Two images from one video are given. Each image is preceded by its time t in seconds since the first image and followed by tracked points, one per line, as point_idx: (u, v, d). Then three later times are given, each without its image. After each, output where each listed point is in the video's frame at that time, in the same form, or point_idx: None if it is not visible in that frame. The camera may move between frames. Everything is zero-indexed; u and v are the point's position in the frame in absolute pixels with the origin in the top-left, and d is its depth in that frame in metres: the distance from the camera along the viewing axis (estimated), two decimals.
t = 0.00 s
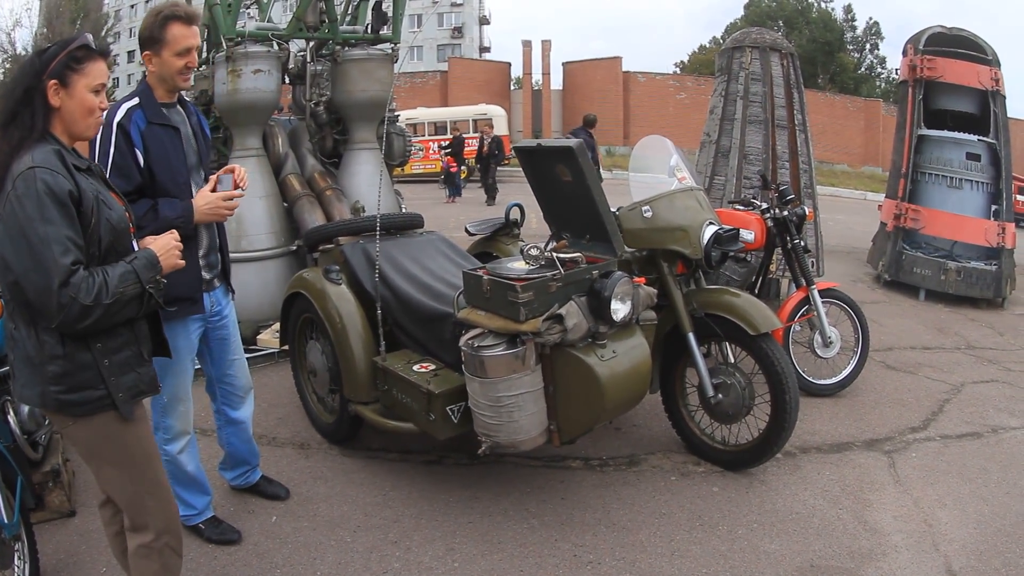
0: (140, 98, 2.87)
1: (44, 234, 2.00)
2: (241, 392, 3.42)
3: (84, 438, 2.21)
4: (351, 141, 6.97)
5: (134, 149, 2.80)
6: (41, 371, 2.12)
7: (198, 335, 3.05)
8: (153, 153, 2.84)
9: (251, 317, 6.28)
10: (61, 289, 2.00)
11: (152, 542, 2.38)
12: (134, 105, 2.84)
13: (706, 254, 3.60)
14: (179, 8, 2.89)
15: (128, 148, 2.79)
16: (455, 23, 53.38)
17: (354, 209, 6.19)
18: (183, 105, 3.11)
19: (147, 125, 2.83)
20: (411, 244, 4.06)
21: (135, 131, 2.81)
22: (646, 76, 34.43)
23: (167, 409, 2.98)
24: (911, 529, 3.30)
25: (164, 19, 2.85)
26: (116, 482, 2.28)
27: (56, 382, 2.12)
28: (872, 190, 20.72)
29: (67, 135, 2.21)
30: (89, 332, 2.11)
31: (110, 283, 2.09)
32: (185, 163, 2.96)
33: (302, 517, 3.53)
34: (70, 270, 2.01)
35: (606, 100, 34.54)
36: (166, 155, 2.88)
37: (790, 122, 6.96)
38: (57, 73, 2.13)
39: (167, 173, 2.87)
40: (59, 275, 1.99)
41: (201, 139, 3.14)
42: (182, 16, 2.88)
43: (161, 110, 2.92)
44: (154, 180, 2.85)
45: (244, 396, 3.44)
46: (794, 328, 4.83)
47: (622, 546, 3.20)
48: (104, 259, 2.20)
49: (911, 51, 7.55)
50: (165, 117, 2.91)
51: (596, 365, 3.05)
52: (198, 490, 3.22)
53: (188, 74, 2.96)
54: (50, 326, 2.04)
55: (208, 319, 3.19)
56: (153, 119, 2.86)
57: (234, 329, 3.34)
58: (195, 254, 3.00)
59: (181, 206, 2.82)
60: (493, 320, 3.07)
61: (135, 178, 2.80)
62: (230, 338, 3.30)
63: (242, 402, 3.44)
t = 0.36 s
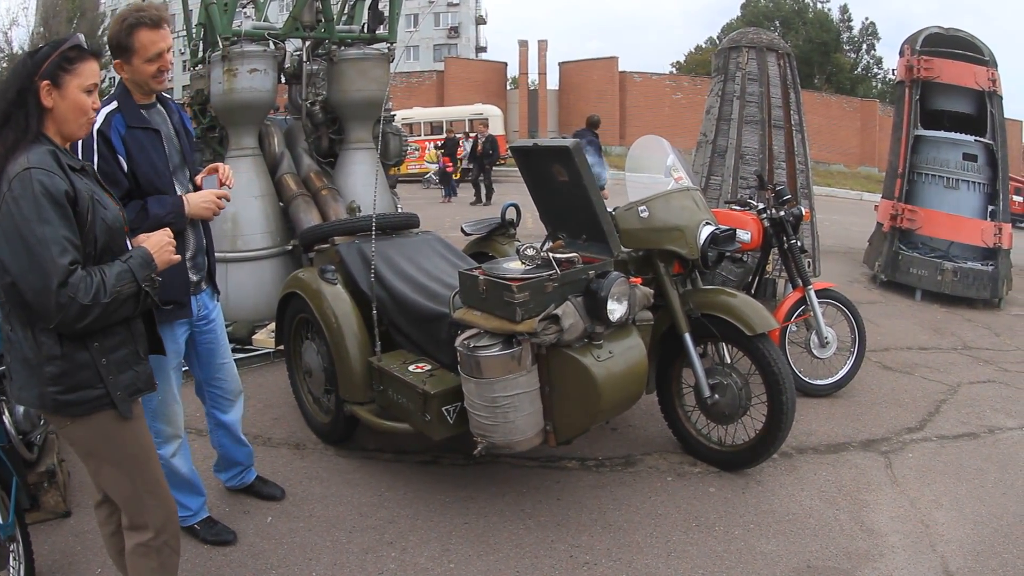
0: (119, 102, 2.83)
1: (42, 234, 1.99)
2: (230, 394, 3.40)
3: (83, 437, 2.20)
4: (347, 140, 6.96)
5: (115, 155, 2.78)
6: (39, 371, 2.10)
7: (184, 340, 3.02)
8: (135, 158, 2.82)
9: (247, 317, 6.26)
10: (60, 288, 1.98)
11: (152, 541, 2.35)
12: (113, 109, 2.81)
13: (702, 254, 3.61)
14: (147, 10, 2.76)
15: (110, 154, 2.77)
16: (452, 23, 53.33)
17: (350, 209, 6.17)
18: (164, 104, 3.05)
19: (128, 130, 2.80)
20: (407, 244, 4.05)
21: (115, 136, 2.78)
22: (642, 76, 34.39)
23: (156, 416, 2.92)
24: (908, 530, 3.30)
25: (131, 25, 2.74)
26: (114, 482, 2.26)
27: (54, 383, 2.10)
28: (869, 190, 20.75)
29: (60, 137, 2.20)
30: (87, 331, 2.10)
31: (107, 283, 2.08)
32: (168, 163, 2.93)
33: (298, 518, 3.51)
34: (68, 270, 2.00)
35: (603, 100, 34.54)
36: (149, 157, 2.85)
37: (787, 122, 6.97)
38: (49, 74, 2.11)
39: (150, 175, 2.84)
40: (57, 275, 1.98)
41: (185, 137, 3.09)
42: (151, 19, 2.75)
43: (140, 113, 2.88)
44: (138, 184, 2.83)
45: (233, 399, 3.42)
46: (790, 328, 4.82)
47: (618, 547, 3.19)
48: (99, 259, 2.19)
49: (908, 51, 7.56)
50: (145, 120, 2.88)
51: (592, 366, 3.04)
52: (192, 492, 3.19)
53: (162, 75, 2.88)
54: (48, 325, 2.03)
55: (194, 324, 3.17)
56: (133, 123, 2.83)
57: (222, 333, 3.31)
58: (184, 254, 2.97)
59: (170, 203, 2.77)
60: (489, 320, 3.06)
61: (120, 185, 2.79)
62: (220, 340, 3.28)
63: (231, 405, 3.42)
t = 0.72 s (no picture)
0: (107, 102, 2.81)
1: (38, 231, 1.97)
2: (222, 393, 3.38)
3: (77, 437, 2.18)
4: (342, 139, 6.93)
5: (106, 156, 2.77)
6: (34, 370, 2.08)
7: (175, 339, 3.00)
8: (124, 158, 2.80)
9: (241, 316, 6.23)
10: (57, 285, 1.97)
11: (147, 540, 2.34)
12: (101, 109, 2.79)
13: (698, 253, 3.60)
14: (141, 9, 2.74)
15: (100, 156, 2.75)
16: (447, 22, 53.28)
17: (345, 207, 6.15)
18: (151, 103, 3.02)
19: (117, 131, 2.79)
20: (402, 243, 4.03)
21: (105, 138, 2.76)
22: (638, 76, 34.41)
23: (149, 415, 2.90)
24: (904, 529, 3.30)
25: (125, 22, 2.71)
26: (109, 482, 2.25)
27: (49, 382, 2.08)
28: (865, 190, 20.79)
29: (54, 134, 2.18)
30: (83, 328, 2.08)
31: (103, 281, 2.06)
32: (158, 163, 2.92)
33: (293, 518, 3.50)
34: (64, 267, 1.98)
35: (599, 99, 34.54)
36: (138, 156, 2.84)
37: (782, 121, 6.98)
38: (42, 71, 2.09)
39: (141, 175, 2.84)
40: (53, 273, 1.96)
41: (175, 136, 3.07)
42: (144, 18, 2.72)
43: (129, 113, 2.86)
44: (129, 186, 2.82)
45: (225, 398, 3.40)
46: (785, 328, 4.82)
47: (614, 547, 3.18)
48: (94, 257, 2.17)
49: (904, 52, 7.57)
50: (134, 120, 2.86)
51: (588, 365, 3.03)
52: (188, 491, 3.17)
53: (154, 75, 2.85)
54: (44, 323, 2.01)
55: (186, 323, 3.14)
56: (121, 123, 2.81)
57: (213, 332, 3.29)
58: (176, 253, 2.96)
59: (165, 209, 2.76)
60: (485, 320, 3.05)
61: (111, 186, 2.78)
62: (212, 339, 3.26)
63: (224, 404, 3.40)
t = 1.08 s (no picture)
0: (106, 103, 2.81)
1: (40, 233, 1.96)
2: (220, 394, 3.37)
3: (78, 439, 2.17)
4: (340, 139, 6.92)
5: (103, 158, 2.76)
6: (35, 373, 2.06)
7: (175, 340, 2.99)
8: (122, 161, 2.79)
9: (240, 317, 6.22)
10: (59, 289, 1.95)
11: (146, 542, 2.33)
12: (101, 110, 2.78)
13: (697, 252, 3.59)
14: (148, 10, 2.74)
15: (96, 156, 2.74)
16: (444, 22, 53.28)
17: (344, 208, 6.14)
18: (151, 106, 3.02)
19: (115, 132, 2.78)
20: (400, 244, 4.03)
21: (103, 139, 2.76)
22: (636, 75, 34.42)
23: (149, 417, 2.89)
24: (905, 528, 3.30)
25: (131, 22, 2.71)
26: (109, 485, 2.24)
27: (49, 384, 2.07)
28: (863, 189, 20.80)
29: (52, 137, 2.17)
30: (85, 331, 2.07)
31: (105, 283, 2.05)
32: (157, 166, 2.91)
33: (293, 520, 3.49)
34: (67, 270, 1.97)
35: (596, 99, 34.53)
36: (136, 158, 2.83)
37: (781, 120, 6.97)
38: (39, 74, 2.08)
39: (138, 178, 2.82)
40: (55, 276, 1.95)
41: (173, 139, 3.07)
42: (149, 19, 2.73)
43: (128, 114, 2.86)
44: (126, 189, 2.81)
45: (224, 399, 3.39)
46: (785, 327, 4.82)
47: (615, 547, 3.18)
48: (94, 259, 2.16)
49: (902, 50, 7.58)
50: (133, 122, 2.85)
51: (588, 366, 3.03)
52: (188, 494, 3.16)
53: (155, 77, 2.85)
54: (46, 326, 2.00)
55: (185, 323, 3.13)
56: (120, 125, 2.80)
57: (212, 332, 3.27)
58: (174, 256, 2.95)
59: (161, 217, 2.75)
60: (484, 320, 3.04)
61: (107, 187, 2.76)
62: (211, 339, 3.25)
63: (222, 405, 3.40)
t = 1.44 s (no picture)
0: (110, 101, 2.80)
1: (46, 233, 1.95)
2: (221, 397, 3.37)
3: (80, 441, 2.16)
4: (340, 140, 6.92)
5: (104, 155, 2.74)
6: (37, 376, 2.05)
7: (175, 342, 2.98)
8: (123, 160, 2.78)
9: (240, 318, 6.22)
10: (65, 289, 1.95)
11: (147, 545, 2.32)
12: (104, 108, 2.77)
13: (698, 253, 3.59)
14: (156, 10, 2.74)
15: (97, 154, 2.73)
16: (444, 23, 53.26)
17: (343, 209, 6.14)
18: (155, 107, 3.01)
19: (117, 131, 2.78)
20: (401, 244, 4.02)
21: (104, 137, 2.75)
22: (636, 75, 34.40)
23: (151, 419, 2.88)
24: (906, 529, 3.29)
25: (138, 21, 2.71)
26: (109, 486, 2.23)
27: (54, 386, 2.06)
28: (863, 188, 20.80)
29: (55, 136, 2.16)
30: (90, 331, 2.07)
31: (111, 284, 2.05)
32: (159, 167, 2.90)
33: (293, 521, 3.48)
34: (73, 270, 1.97)
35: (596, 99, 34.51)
36: (137, 158, 2.82)
37: (781, 120, 6.96)
38: (43, 72, 2.07)
39: (139, 178, 2.81)
40: (62, 275, 1.94)
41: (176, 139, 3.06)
42: (157, 19, 2.72)
43: (131, 114, 2.85)
44: (126, 188, 2.80)
45: (224, 401, 3.38)
46: (786, 327, 4.81)
47: (616, 548, 3.17)
48: (98, 259, 2.16)
49: (902, 50, 7.58)
50: (136, 121, 2.85)
51: (589, 367, 3.02)
52: (189, 496, 3.16)
53: (160, 77, 2.84)
54: (52, 326, 1.99)
55: (186, 325, 3.12)
56: (122, 124, 2.79)
57: (213, 334, 3.26)
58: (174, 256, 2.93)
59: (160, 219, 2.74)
60: (485, 321, 3.03)
61: (107, 186, 2.75)
62: (212, 342, 3.24)
63: (223, 407, 3.39)
